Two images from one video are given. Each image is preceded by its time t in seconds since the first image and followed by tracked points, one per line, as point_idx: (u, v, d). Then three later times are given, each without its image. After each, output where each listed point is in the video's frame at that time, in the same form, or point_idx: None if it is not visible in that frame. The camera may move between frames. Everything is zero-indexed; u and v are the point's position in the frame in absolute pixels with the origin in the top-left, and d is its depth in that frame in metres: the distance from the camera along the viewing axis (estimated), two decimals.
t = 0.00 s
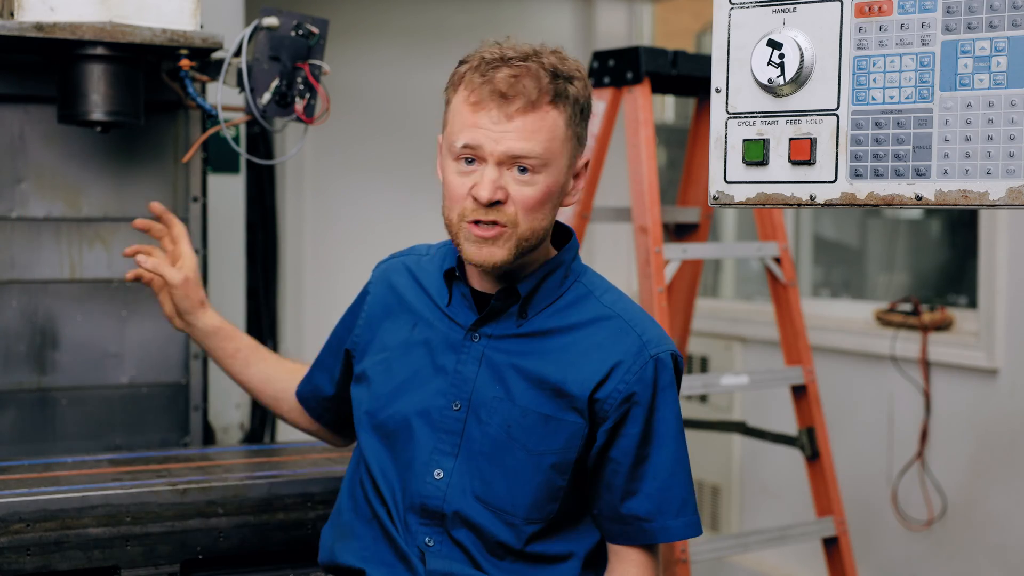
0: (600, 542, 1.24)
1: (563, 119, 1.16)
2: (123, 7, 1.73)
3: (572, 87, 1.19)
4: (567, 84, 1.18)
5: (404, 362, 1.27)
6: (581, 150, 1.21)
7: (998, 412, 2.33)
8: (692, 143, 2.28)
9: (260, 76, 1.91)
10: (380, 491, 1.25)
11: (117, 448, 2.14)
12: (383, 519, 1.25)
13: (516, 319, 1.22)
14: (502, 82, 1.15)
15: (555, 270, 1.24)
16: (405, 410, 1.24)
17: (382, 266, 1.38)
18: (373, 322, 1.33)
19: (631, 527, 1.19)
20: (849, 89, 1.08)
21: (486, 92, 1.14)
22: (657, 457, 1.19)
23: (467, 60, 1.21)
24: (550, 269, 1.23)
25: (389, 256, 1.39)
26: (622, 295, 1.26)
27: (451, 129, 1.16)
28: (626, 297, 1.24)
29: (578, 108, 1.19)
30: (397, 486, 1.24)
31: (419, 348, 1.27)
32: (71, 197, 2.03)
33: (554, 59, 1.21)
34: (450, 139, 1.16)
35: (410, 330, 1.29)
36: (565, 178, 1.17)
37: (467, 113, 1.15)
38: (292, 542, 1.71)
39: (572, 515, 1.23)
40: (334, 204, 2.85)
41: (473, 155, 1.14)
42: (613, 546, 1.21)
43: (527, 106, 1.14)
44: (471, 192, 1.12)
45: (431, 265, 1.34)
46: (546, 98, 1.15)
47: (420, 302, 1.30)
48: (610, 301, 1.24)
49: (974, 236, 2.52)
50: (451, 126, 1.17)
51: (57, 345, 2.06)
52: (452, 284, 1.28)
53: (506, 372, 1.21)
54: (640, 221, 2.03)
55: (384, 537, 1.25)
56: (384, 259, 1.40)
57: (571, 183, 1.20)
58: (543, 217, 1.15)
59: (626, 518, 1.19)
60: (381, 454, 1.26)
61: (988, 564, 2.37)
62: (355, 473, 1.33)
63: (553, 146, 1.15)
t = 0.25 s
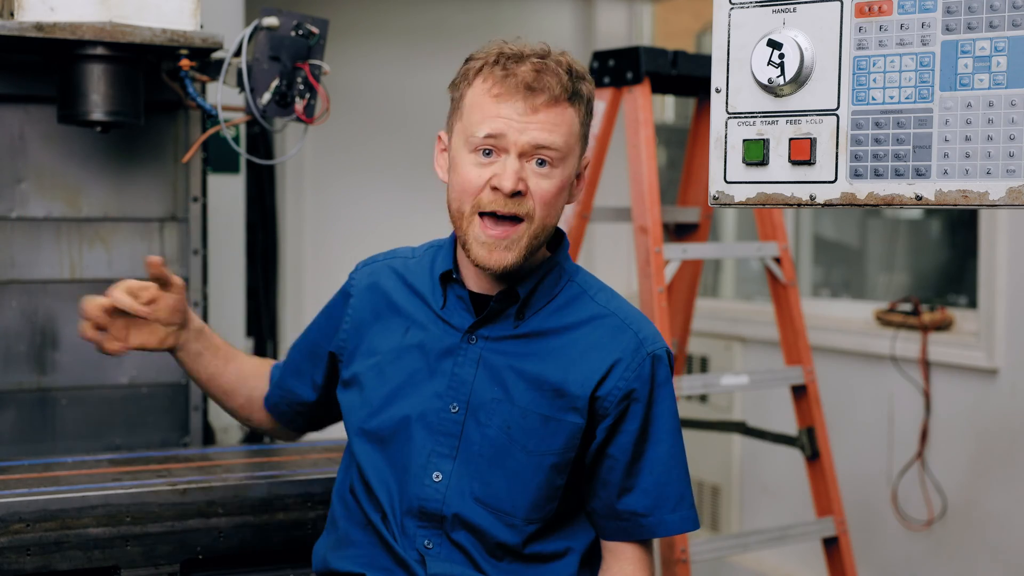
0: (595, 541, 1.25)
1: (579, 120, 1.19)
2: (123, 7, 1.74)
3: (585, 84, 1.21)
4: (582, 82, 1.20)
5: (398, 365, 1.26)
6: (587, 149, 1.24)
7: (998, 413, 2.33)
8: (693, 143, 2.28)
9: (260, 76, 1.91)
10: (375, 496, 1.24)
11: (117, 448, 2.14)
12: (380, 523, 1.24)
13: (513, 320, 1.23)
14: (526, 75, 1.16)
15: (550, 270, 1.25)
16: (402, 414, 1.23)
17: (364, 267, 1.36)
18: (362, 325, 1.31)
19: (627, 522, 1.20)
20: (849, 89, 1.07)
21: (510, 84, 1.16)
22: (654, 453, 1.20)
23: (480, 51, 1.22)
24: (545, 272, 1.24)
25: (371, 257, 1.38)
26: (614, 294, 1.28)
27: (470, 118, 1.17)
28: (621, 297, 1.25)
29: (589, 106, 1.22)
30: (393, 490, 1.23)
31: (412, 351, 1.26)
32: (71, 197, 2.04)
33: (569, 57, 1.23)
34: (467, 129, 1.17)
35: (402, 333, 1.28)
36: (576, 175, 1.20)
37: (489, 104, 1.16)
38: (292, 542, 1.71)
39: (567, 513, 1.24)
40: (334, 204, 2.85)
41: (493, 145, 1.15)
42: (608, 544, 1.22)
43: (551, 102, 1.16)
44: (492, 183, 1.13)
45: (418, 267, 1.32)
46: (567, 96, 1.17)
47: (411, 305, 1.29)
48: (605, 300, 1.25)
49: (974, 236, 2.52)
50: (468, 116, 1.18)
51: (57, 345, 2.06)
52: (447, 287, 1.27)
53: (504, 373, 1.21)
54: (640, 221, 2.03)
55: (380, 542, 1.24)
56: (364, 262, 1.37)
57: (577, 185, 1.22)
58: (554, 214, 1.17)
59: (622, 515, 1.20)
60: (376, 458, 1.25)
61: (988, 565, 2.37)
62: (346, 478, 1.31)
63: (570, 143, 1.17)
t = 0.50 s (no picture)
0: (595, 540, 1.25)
1: (529, 105, 1.17)
2: (123, 7, 1.74)
3: (546, 76, 1.19)
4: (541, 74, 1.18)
5: (395, 364, 1.25)
6: (557, 142, 1.20)
7: (998, 412, 2.33)
8: (692, 143, 2.28)
9: (260, 76, 1.91)
10: (374, 495, 1.24)
11: (117, 448, 2.14)
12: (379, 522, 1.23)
13: (511, 319, 1.23)
14: (473, 65, 1.17)
15: (548, 268, 1.25)
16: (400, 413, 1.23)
17: (359, 263, 1.35)
18: (357, 323, 1.30)
19: (628, 520, 1.21)
20: (849, 89, 1.07)
21: (457, 73, 1.17)
22: (653, 450, 1.21)
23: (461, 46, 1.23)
24: (542, 267, 1.24)
25: (365, 253, 1.37)
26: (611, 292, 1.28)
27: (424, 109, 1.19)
28: (618, 294, 1.25)
29: (553, 98, 1.19)
30: (391, 490, 1.23)
31: (410, 350, 1.25)
32: (71, 197, 2.04)
33: (538, 51, 1.22)
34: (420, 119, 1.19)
35: (399, 331, 1.27)
36: (529, 166, 1.17)
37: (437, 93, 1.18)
38: (292, 542, 1.71)
39: (568, 511, 1.24)
40: (334, 204, 2.85)
41: (436, 135, 1.16)
42: (611, 543, 1.23)
43: (489, 88, 1.16)
44: (426, 170, 1.14)
45: (416, 266, 1.32)
46: (512, 83, 1.16)
47: (408, 303, 1.28)
48: (602, 297, 1.25)
49: (974, 236, 2.52)
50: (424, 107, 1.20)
51: (57, 345, 2.06)
52: (445, 287, 1.27)
53: (503, 372, 1.21)
54: (639, 221, 2.03)
55: (379, 542, 1.24)
56: (362, 258, 1.36)
57: (543, 174, 1.19)
58: (498, 203, 1.15)
59: (621, 513, 1.21)
60: (375, 457, 1.25)
61: (988, 565, 2.37)
62: (345, 478, 1.31)
63: (513, 131, 1.15)
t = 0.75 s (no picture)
0: (596, 542, 1.25)
1: (567, 115, 1.19)
2: (123, 7, 1.74)
3: (573, 81, 1.22)
4: (569, 78, 1.21)
5: (397, 367, 1.25)
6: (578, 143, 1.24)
7: (998, 412, 2.33)
8: (692, 143, 2.28)
9: (260, 76, 1.91)
10: (376, 499, 1.24)
11: (117, 448, 2.14)
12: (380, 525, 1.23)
13: (514, 322, 1.23)
14: (508, 75, 1.17)
15: (550, 271, 1.25)
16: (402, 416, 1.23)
17: (360, 266, 1.35)
18: (358, 327, 1.31)
19: (629, 521, 1.21)
20: (849, 89, 1.08)
21: (493, 85, 1.16)
22: (655, 451, 1.21)
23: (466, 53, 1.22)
24: (545, 271, 1.24)
25: (366, 257, 1.37)
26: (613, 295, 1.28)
27: (455, 122, 1.18)
28: (620, 296, 1.26)
29: (577, 101, 1.22)
30: (392, 494, 1.23)
31: (412, 354, 1.25)
32: (71, 197, 2.03)
33: (556, 54, 1.23)
34: (452, 133, 1.17)
35: (401, 334, 1.27)
36: (566, 171, 1.20)
37: (473, 106, 1.16)
38: (292, 542, 1.71)
39: (567, 513, 1.24)
40: (334, 204, 2.85)
41: (480, 147, 1.15)
42: (612, 544, 1.23)
43: (535, 99, 1.16)
44: (479, 184, 1.13)
45: (416, 268, 1.32)
46: (552, 93, 1.17)
47: (410, 306, 1.28)
48: (604, 299, 1.25)
49: (974, 236, 2.52)
50: (452, 119, 1.18)
51: (57, 345, 2.06)
52: (448, 289, 1.27)
53: (505, 375, 1.21)
54: (639, 221, 2.03)
55: (380, 546, 1.24)
56: (361, 263, 1.36)
57: (570, 178, 1.23)
58: (545, 211, 1.17)
59: (622, 513, 1.21)
60: (377, 461, 1.25)
61: (988, 565, 2.37)
62: (347, 481, 1.31)
63: (555, 139, 1.17)
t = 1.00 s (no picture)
0: (596, 542, 1.26)
1: (567, 119, 1.19)
2: (123, 7, 1.73)
3: (575, 84, 1.22)
4: (570, 81, 1.21)
5: (397, 369, 1.25)
6: (579, 147, 1.24)
7: (998, 412, 2.33)
8: (692, 143, 2.28)
9: (260, 76, 1.91)
10: (376, 501, 1.24)
11: (117, 448, 2.14)
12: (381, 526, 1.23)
13: (514, 323, 1.23)
14: (509, 77, 1.16)
15: (550, 272, 1.25)
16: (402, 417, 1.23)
17: (360, 267, 1.35)
18: (357, 328, 1.31)
19: (629, 521, 1.21)
20: (849, 89, 1.08)
21: (492, 88, 1.16)
22: (655, 452, 1.21)
23: (468, 54, 1.22)
24: (545, 271, 1.24)
25: (365, 258, 1.36)
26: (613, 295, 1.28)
27: (454, 124, 1.17)
28: (621, 296, 1.26)
29: (579, 105, 1.22)
30: (392, 495, 1.23)
31: (413, 355, 1.25)
32: (71, 197, 2.03)
33: (559, 57, 1.23)
34: (452, 135, 1.17)
35: (401, 336, 1.27)
36: (566, 176, 1.19)
37: (472, 108, 1.16)
38: (292, 543, 1.71)
39: (568, 513, 1.24)
40: (334, 204, 2.85)
41: (478, 150, 1.15)
42: (612, 544, 1.24)
43: (534, 102, 1.16)
44: (475, 187, 1.13)
45: (415, 268, 1.32)
46: (552, 97, 1.17)
47: (410, 307, 1.28)
48: (604, 299, 1.25)
49: (974, 236, 2.52)
50: (453, 121, 1.18)
51: (57, 345, 2.06)
52: (447, 290, 1.26)
53: (506, 377, 1.21)
54: (639, 221, 2.02)
55: (380, 547, 1.24)
56: (358, 264, 1.36)
57: (569, 181, 1.23)
58: (543, 215, 1.17)
59: (622, 513, 1.21)
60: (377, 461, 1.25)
61: (988, 565, 2.37)
62: (346, 482, 1.31)
63: (555, 143, 1.17)
